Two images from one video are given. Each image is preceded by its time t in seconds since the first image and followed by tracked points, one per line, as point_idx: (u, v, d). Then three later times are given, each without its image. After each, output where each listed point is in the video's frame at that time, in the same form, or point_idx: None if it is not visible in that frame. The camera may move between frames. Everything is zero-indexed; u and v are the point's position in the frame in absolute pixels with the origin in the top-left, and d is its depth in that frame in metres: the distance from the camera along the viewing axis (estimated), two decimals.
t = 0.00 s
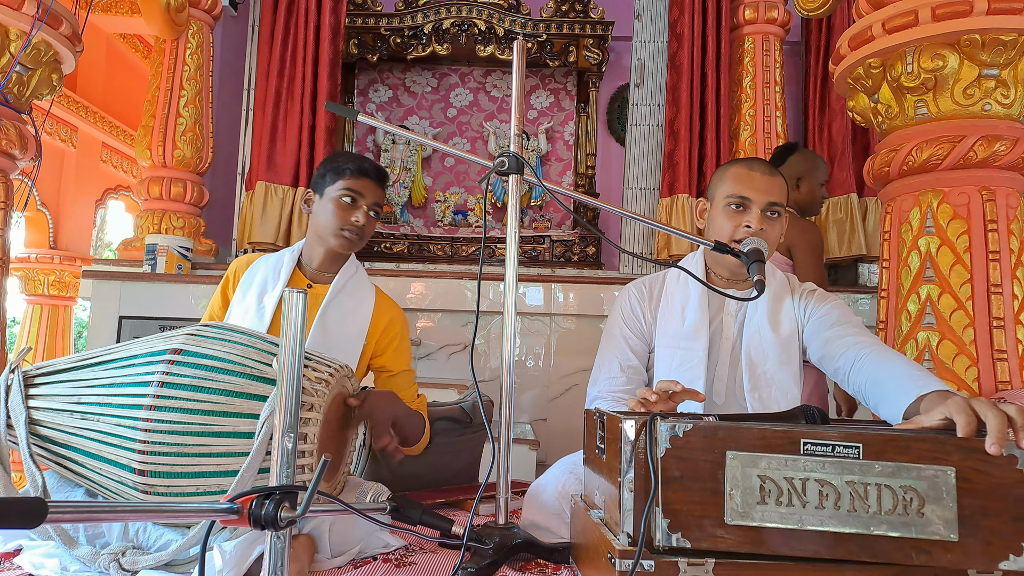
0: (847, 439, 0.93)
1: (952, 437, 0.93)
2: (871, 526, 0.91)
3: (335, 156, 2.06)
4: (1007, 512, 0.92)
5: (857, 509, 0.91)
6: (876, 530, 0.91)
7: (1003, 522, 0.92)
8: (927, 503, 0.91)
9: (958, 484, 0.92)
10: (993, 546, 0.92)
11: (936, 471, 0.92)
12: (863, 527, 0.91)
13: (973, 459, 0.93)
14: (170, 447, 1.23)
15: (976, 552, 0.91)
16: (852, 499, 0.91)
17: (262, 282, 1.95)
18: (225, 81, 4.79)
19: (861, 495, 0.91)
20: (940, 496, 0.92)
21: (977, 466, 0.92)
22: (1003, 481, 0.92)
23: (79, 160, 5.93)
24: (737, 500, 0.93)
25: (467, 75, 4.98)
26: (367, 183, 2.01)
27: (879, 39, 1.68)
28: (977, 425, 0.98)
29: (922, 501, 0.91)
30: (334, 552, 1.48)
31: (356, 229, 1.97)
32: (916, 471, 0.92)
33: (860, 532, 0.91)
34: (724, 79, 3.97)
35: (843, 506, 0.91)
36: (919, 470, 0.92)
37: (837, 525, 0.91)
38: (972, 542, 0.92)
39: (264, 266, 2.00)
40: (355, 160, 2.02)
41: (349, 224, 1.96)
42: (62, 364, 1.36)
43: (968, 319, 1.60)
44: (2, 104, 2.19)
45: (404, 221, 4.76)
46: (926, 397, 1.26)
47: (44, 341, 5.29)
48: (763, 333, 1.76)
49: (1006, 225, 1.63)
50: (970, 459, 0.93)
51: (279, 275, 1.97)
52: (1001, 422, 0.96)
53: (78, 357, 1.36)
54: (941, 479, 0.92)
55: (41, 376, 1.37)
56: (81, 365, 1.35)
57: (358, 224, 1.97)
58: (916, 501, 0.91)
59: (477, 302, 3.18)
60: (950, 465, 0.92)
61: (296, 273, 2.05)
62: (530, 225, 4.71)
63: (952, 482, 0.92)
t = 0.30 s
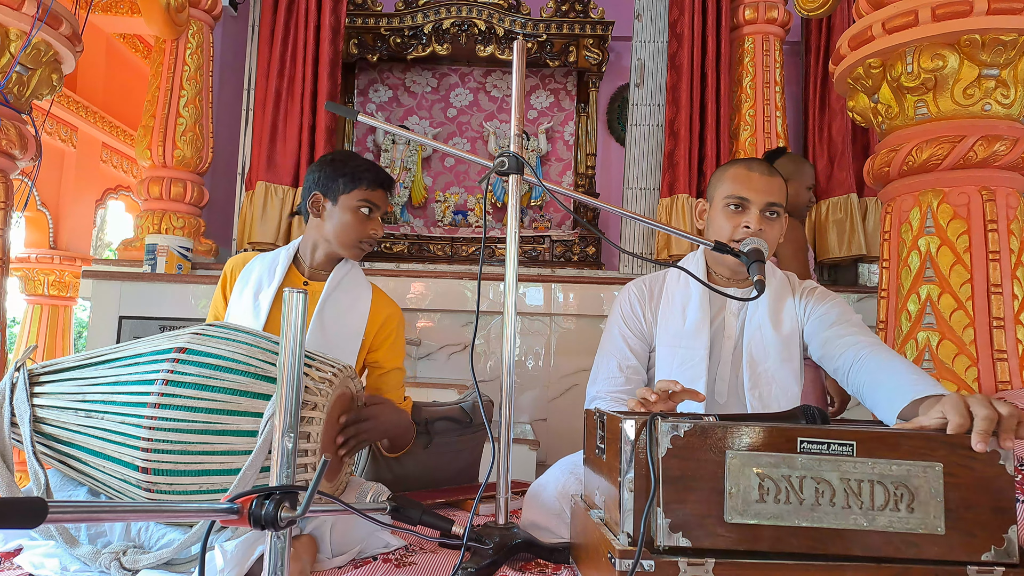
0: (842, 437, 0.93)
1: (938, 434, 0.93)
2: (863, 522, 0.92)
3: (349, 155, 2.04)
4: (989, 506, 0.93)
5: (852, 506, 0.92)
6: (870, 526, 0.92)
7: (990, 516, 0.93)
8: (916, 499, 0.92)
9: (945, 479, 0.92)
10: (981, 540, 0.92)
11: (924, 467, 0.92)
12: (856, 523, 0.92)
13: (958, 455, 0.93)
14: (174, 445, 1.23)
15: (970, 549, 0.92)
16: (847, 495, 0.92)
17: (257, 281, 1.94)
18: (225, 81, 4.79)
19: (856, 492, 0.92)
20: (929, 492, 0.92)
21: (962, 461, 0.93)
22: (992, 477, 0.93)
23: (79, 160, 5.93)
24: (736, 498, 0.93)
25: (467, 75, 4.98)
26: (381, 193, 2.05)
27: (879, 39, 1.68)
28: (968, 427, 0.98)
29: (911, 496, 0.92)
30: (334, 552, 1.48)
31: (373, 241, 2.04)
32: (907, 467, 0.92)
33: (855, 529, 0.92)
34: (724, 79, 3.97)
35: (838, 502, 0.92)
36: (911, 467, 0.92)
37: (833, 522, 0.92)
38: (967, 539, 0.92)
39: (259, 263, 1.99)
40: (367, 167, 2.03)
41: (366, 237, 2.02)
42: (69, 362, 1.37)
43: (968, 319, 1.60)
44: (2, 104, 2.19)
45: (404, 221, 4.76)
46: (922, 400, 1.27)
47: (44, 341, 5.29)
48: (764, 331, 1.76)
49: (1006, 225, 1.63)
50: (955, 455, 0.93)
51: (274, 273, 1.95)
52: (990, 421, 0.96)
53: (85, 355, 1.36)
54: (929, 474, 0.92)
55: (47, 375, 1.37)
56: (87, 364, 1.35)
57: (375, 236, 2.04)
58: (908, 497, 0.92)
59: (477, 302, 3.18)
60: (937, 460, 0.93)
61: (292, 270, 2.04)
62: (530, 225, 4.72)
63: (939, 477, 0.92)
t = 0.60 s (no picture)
0: (849, 440, 0.93)
1: (951, 438, 0.93)
2: (872, 527, 0.91)
3: (323, 156, 2.02)
4: (1010, 514, 0.92)
5: (859, 511, 0.91)
6: (877, 533, 0.91)
7: (1013, 526, 0.92)
8: (930, 506, 0.91)
9: (964, 486, 0.92)
10: (990, 545, 0.92)
11: (939, 473, 0.91)
12: (865, 529, 0.91)
13: (979, 461, 0.92)
14: (171, 449, 1.23)
15: (977, 553, 0.91)
16: (854, 500, 0.91)
17: (236, 283, 1.92)
18: (225, 81, 4.79)
19: (863, 497, 0.91)
20: (944, 499, 0.91)
21: (974, 466, 0.92)
22: (1010, 482, 0.92)
23: (79, 160, 5.93)
24: (736, 500, 0.93)
25: (467, 75, 4.98)
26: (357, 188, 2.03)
27: (879, 40, 1.68)
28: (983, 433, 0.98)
29: (925, 503, 0.91)
30: (334, 552, 1.48)
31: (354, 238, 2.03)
32: (919, 473, 0.91)
33: (862, 534, 0.91)
34: (724, 79, 3.97)
35: (844, 507, 0.91)
36: (924, 472, 0.91)
37: (839, 527, 0.91)
38: (972, 542, 0.92)
39: (238, 266, 1.97)
40: (344, 167, 2.01)
41: (348, 236, 2.01)
42: (61, 366, 1.37)
43: (967, 319, 1.60)
44: (2, 104, 2.19)
45: (404, 221, 4.76)
46: (921, 397, 1.27)
47: (44, 342, 5.29)
48: (763, 333, 1.75)
49: (1006, 225, 1.63)
50: (976, 461, 0.92)
51: (251, 275, 1.94)
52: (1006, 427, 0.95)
53: (78, 359, 1.36)
54: (946, 480, 0.91)
55: (42, 379, 1.37)
56: (81, 367, 1.35)
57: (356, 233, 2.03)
58: (920, 503, 0.91)
59: (477, 302, 3.18)
60: (955, 467, 0.92)
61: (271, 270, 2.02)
62: (530, 225, 4.72)
63: (956, 484, 0.91)
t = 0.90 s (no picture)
0: (842, 437, 0.93)
1: (945, 436, 0.94)
2: (864, 522, 0.92)
3: (288, 150, 1.98)
4: (991, 507, 0.93)
5: (853, 506, 0.92)
6: (870, 526, 0.92)
7: (992, 517, 0.93)
8: (917, 499, 0.92)
9: (944, 479, 0.93)
10: (981, 541, 0.92)
11: (924, 466, 0.93)
12: (858, 523, 0.92)
13: (957, 454, 0.94)
14: (172, 447, 1.23)
15: (971, 549, 0.92)
16: (848, 495, 0.92)
17: (214, 285, 1.94)
18: (225, 81, 4.79)
19: (856, 492, 0.92)
20: (928, 491, 0.92)
21: (963, 462, 0.93)
22: (994, 477, 0.93)
23: (78, 161, 5.93)
24: (737, 498, 0.93)
25: (467, 75, 4.98)
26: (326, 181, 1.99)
27: (879, 39, 1.68)
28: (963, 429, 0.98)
29: (912, 496, 0.92)
30: (335, 551, 1.48)
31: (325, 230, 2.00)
32: (908, 466, 0.92)
33: (854, 528, 0.92)
34: (724, 80, 3.98)
35: (838, 503, 0.92)
36: (910, 466, 0.92)
37: (834, 522, 0.92)
38: (967, 539, 0.92)
39: (214, 268, 1.98)
40: (310, 160, 1.97)
41: (319, 229, 1.99)
42: (62, 366, 1.37)
43: (968, 319, 1.60)
44: (2, 104, 2.19)
45: (404, 221, 4.76)
46: (922, 398, 1.27)
47: (44, 342, 5.29)
48: (763, 334, 1.76)
49: (1006, 225, 1.63)
50: (955, 454, 0.93)
51: (228, 276, 1.95)
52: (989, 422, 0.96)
53: (79, 358, 1.36)
54: (929, 473, 0.92)
55: (42, 378, 1.37)
56: (82, 367, 1.35)
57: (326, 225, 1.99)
58: (909, 497, 0.92)
59: (476, 302, 3.18)
60: (936, 460, 0.93)
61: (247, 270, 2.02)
62: (530, 225, 4.72)
63: (939, 476, 0.92)
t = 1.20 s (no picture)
0: (850, 441, 0.93)
1: (956, 439, 0.92)
2: (872, 528, 0.91)
3: (261, 152, 1.97)
4: (1009, 515, 0.91)
5: (860, 511, 0.91)
6: (879, 533, 0.91)
7: (1013, 525, 0.91)
8: (930, 507, 0.91)
9: (964, 487, 0.91)
10: (996, 548, 0.91)
11: (940, 474, 0.91)
12: (866, 529, 0.91)
13: (977, 461, 0.92)
14: (170, 444, 1.23)
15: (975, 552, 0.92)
16: (854, 500, 0.91)
17: (205, 286, 1.94)
18: (225, 81, 4.79)
19: (864, 497, 0.91)
20: (945, 500, 0.91)
21: (982, 468, 0.92)
22: (1001, 480, 0.92)
23: (79, 161, 5.93)
24: (736, 500, 0.93)
25: (467, 75, 4.98)
26: (304, 183, 1.98)
27: (879, 39, 1.68)
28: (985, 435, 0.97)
29: (925, 504, 0.91)
30: (335, 552, 1.48)
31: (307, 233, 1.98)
32: (920, 473, 0.91)
33: (862, 535, 0.91)
34: (723, 80, 3.98)
35: (844, 508, 0.91)
36: (926, 473, 0.91)
37: (839, 527, 0.91)
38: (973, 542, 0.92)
39: (207, 270, 1.98)
40: (284, 162, 1.97)
41: (300, 232, 1.97)
42: (75, 361, 1.37)
43: (968, 319, 1.60)
44: (2, 103, 2.19)
45: (404, 221, 4.76)
46: (921, 394, 1.27)
47: (44, 342, 5.29)
48: (763, 334, 1.76)
49: (1006, 225, 1.63)
50: (975, 461, 0.92)
51: (219, 277, 1.95)
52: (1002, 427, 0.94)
53: (88, 354, 1.37)
54: (946, 480, 0.91)
55: (53, 373, 1.38)
56: (90, 362, 1.35)
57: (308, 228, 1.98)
58: (919, 504, 0.91)
59: (477, 302, 3.18)
60: (955, 467, 0.92)
61: (236, 272, 2.03)
62: (530, 225, 4.72)
63: (958, 484, 0.91)
